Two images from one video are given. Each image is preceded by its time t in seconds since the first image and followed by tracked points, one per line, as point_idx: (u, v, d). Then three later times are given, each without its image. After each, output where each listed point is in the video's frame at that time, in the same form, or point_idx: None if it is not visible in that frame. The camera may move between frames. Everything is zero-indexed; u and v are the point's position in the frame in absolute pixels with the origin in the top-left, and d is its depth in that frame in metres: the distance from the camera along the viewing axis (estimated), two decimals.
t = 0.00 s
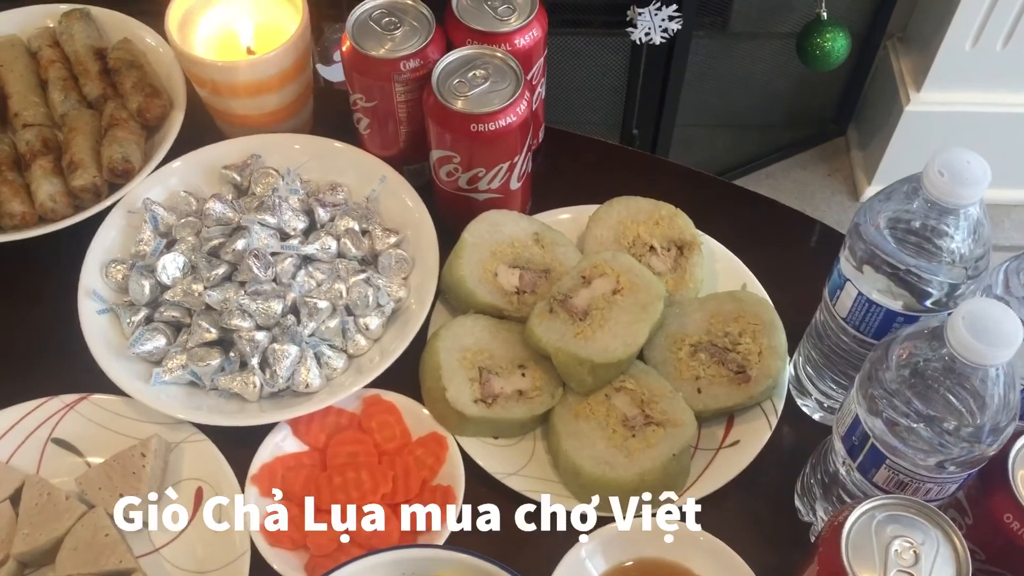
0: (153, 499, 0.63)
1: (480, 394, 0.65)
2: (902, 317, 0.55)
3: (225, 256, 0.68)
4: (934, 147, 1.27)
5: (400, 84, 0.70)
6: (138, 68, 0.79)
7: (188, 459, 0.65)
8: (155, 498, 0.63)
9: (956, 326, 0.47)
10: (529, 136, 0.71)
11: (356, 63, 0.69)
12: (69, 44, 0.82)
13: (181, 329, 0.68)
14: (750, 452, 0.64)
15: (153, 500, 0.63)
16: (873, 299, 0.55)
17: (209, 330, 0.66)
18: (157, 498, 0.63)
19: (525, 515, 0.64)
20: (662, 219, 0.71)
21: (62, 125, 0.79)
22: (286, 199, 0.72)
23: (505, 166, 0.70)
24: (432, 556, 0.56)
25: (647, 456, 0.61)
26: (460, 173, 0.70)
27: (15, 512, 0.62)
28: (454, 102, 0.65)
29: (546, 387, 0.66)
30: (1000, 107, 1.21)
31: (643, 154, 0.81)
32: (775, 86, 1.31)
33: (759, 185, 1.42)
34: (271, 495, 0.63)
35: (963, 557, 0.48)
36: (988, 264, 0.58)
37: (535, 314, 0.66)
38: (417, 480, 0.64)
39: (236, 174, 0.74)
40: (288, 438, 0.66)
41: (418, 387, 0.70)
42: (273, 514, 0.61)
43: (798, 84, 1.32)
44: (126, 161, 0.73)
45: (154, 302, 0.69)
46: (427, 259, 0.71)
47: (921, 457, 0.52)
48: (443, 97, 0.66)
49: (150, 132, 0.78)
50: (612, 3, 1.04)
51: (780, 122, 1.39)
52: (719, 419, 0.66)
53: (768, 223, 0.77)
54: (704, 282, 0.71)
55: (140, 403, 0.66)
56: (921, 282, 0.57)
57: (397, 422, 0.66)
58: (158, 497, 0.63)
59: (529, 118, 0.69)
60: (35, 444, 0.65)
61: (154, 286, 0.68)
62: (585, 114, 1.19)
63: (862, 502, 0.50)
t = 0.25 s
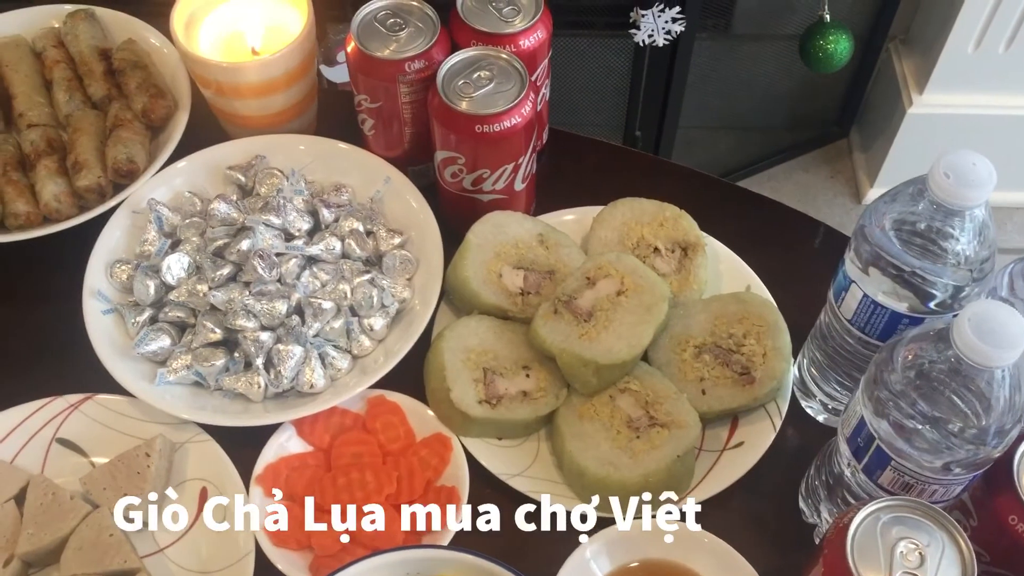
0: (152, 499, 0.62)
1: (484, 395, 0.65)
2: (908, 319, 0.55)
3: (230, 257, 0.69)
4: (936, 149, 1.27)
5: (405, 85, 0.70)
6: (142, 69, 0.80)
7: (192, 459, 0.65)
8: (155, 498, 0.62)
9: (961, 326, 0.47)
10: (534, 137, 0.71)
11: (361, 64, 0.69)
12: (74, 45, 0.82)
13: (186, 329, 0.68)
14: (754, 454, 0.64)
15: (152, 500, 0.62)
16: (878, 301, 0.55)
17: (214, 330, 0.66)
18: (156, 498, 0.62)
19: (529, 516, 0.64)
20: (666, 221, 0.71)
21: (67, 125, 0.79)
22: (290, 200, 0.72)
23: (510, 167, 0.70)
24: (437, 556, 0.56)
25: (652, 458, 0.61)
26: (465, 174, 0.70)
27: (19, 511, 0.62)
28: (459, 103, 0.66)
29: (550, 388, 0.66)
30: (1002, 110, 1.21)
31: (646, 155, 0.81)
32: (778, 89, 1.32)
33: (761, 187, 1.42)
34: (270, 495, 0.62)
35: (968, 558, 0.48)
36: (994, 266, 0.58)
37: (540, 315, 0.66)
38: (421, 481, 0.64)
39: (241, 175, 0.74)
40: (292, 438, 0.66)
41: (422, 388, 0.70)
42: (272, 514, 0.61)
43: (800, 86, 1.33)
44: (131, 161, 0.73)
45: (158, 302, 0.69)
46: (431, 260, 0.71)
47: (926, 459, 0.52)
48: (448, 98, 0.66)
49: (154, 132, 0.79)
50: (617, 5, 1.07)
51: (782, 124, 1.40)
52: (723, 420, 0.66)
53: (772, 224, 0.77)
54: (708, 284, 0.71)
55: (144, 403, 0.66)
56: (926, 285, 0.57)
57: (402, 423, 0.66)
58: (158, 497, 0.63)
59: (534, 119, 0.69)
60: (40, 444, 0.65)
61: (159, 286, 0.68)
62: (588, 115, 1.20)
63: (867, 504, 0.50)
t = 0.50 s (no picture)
0: (153, 499, 0.62)
1: (494, 397, 0.65)
2: (918, 322, 0.55)
3: (241, 258, 0.69)
4: (941, 153, 1.28)
5: (416, 88, 0.70)
6: (153, 71, 0.80)
7: (203, 459, 0.65)
8: (155, 498, 0.62)
9: (973, 331, 0.47)
10: (544, 140, 0.71)
11: (372, 67, 0.69)
12: (85, 47, 0.82)
13: (197, 330, 0.69)
14: (764, 456, 0.64)
15: (152, 500, 0.62)
16: (888, 304, 0.56)
17: (225, 331, 0.67)
18: (157, 498, 0.62)
19: (539, 517, 0.64)
20: (675, 223, 0.72)
21: (78, 126, 0.79)
22: (301, 202, 0.72)
23: (519, 169, 0.70)
24: (449, 557, 0.56)
25: (661, 459, 0.62)
26: (475, 177, 0.71)
27: (32, 511, 0.63)
28: (469, 106, 0.66)
29: (560, 390, 0.66)
30: (1008, 113, 1.22)
31: (655, 158, 0.81)
32: (783, 93, 1.33)
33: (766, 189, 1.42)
34: (270, 494, 0.62)
35: (978, 560, 0.49)
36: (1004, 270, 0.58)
37: (550, 317, 0.66)
38: (431, 483, 0.64)
39: (252, 176, 0.74)
40: (303, 439, 0.66)
41: (431, 390, 0.70)
42: (272, 514, 0.61)
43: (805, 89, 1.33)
44: (142, 163, 0.74)
45: (169, 304, 0.69)
46: (441, 262, 0.71)
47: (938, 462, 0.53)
48: (458, 101, 0.66)
49: (165, 134, 0.79)
50: (625, 10, 1.08)
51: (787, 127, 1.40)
52: (732, 423, 0.66)
53: (780, 227, 0.77)
54: (717, 286, 0.71)
55: (156, 404, 0.66)
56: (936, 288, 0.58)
57: (412, 425, 0.67)
58: (158, 497, 0.62)
59: (543, 122, 0.69)
60: (52, 444, 0.65)
61: (170, 287, 0.69)
62: (594, 120, 1.21)
63: (878, 506, 0.50)
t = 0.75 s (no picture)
0: (153, 499, 0.62)
1: (505, 401, 0.65)
2: (930, 329, 0.56)
3: (254, 261, 0.69)
4: (950, 159, 1.28)
5: (428, 92, 0.70)
6: (166, 75, 0.80)
7: (215, 461, 0.65)
8: (155, 498, 0.62)
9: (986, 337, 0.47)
10: (556, 145, 0.71)
11: (385, 71, 0.70)
12: (98, 50, 0.83)
13: (209, 332, 0.69)
14: (775, 462, 0.64)
15: (152, 499, 0.62)
16: (901, 310, 0.56)
17: (238, 334, 0.67)
18: (156, 499, 0.61)
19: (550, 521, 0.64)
20: (686, 229, 0.71)
21: (91, 129, 0.80)
22: (313, 206, 0.73)
23: (531, 174, 0.70)
24: (460, 561, 0.56)
25: (673, 465, 0.62)
26: (487, 181, 0.71)
27: (44, 512, 0.63)
28: (482, 111, 0.66)
29: (571, 394, 0.66)
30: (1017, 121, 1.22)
31: (665, 163, 0.81)
32: (791, 99, 1.33)
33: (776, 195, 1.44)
34: (270, 495, 0.63)
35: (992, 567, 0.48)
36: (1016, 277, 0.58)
37: (561, 322, 0.66)
38: (442, 487, 0.64)
39: (264, 180, 0.74)
40: (315, 442, 0.66)
41: (442, 394, 0.70)
42: (273, 514, 0.62)
43: (814, 95, 1.33)
44: (155, 166, 0.74)
45: (182, 306, 0.69)
46: (452, 266, 0.71)
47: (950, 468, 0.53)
48: (471, 106, 0.66)
49: (178, 138, 0.79)
50: (632, 15, 1.08)
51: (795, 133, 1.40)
52: (743, 428, 0.66)
53: (792, 232, 0.77)
54: (728, 292, 0.71)
55: (168, 406, 0.66)
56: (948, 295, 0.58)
57: (423, 428, 0.67)
58: (158, 497, 0.62)
59: (556, 127, 0.69)
60: (64, 446, 0.66)
61: (183, 290, 0.69)
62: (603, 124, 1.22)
63: (889, 513, 0.50)
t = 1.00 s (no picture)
0: (153, 499, 0.62)
1: (517, 405, 0.65)
2: (944, 337, 0.55)
3: (267, 264, 0.70)
4: (961, 166, 1.29)
5: (442, 97, 0.70)
6: (181, 77, 0.80)
7: (226, 463, 0.65)
8: (155, 497, 0.62)
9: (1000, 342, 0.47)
10: (569, 150, 0.71)
11: (398, 76, 0.70)
12: (113, 53, 0.83)
13: (221, 334, 0.69)
14: (786, 469, 0.64)
15: (152, 499, 0.62)
16: (915, 318, 0.56)
17: (250, 337, 0.67)
18: (157, 498, 0.62)
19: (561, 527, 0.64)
20: (698, 235, 0.72)
21: (105, 131, 0.80)
22: (326, 209, 0.73)
23: (544, 179, 0.70)
24: (472, 564, 0.56)
25: (685, 471, 0.62)
26: (499, 186, 0.71)
27: (56, 513, 0.63)
28: (495, 116, 0.66)
29: (582, 399, 0.66)
30: None
31: (677, 169, 0.82)
32: (801, 105, 1.32)
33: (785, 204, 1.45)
34: (271, 494, 0.63)
35: None
36: None
37: (573, 327, 0.66)
38: (452, 490, 0.64)
39: (277, 183, 0.75)
40: (326, 445, 0.66)
41: (453, 398, 0.70)
42: (272, 514, 0.62)
43: (824, 103, 1.34)
44: (169, 169, 0.74)
45: (195, 308, 0.70)
46: (464, 270, 0.71)
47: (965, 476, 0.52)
48: (485, 110, 0.67)
49: (191, 140, 0.79)
50: (643, 22, 1.09)
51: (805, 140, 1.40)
52: (754, 435, 0.66)
53: (804, 239, 0.77)
54: (740, 298, 0.71)
55: (180, 408, 0.66)
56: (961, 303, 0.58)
57: (434, 432, 0.67)
58: (158, 497, 0.62)
59: (569, 132, 0.69)
60: (76, 446, 0.66)
61: (196, 292, 0.69)
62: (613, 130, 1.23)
63: (903, 520, 0.50)
